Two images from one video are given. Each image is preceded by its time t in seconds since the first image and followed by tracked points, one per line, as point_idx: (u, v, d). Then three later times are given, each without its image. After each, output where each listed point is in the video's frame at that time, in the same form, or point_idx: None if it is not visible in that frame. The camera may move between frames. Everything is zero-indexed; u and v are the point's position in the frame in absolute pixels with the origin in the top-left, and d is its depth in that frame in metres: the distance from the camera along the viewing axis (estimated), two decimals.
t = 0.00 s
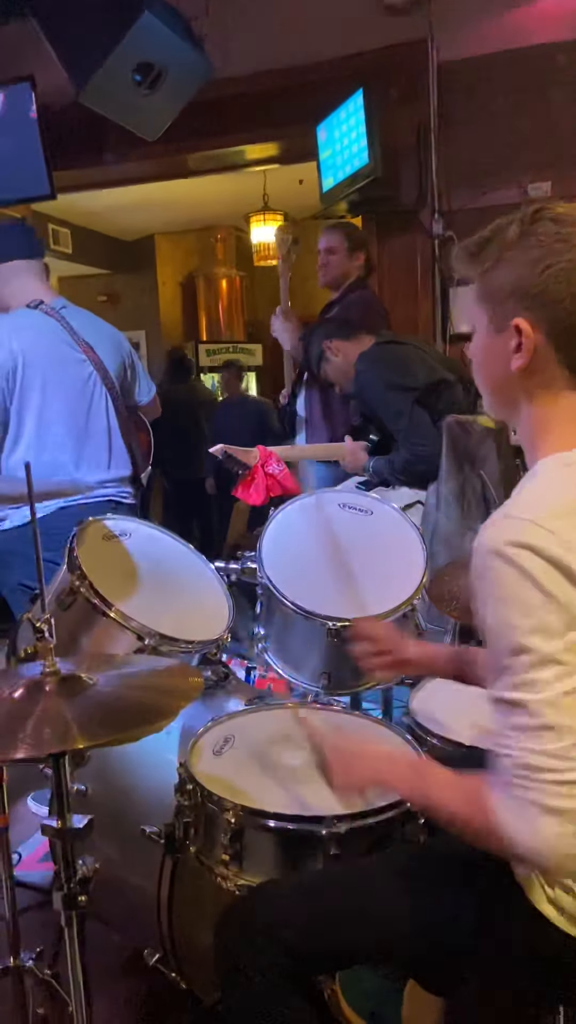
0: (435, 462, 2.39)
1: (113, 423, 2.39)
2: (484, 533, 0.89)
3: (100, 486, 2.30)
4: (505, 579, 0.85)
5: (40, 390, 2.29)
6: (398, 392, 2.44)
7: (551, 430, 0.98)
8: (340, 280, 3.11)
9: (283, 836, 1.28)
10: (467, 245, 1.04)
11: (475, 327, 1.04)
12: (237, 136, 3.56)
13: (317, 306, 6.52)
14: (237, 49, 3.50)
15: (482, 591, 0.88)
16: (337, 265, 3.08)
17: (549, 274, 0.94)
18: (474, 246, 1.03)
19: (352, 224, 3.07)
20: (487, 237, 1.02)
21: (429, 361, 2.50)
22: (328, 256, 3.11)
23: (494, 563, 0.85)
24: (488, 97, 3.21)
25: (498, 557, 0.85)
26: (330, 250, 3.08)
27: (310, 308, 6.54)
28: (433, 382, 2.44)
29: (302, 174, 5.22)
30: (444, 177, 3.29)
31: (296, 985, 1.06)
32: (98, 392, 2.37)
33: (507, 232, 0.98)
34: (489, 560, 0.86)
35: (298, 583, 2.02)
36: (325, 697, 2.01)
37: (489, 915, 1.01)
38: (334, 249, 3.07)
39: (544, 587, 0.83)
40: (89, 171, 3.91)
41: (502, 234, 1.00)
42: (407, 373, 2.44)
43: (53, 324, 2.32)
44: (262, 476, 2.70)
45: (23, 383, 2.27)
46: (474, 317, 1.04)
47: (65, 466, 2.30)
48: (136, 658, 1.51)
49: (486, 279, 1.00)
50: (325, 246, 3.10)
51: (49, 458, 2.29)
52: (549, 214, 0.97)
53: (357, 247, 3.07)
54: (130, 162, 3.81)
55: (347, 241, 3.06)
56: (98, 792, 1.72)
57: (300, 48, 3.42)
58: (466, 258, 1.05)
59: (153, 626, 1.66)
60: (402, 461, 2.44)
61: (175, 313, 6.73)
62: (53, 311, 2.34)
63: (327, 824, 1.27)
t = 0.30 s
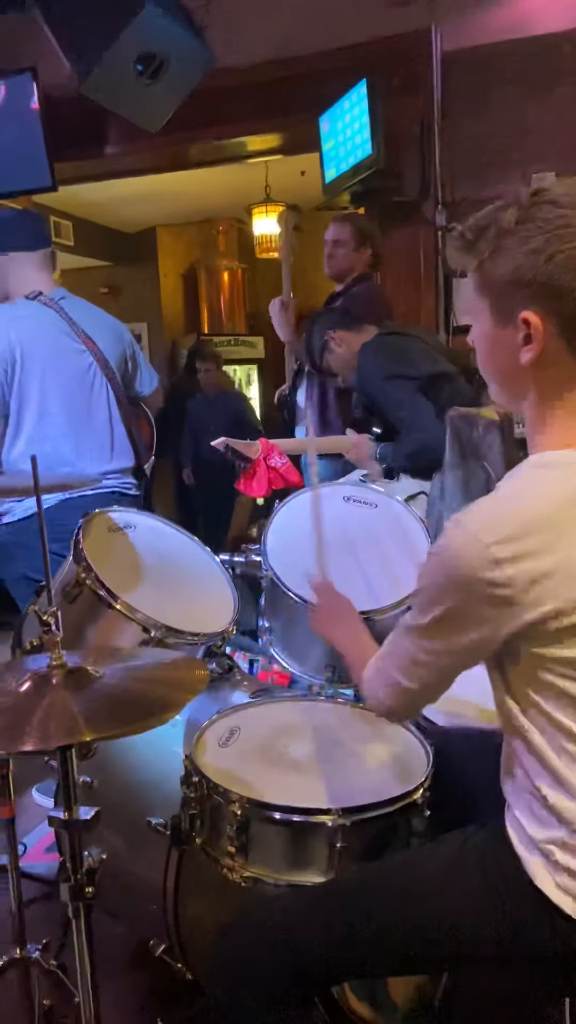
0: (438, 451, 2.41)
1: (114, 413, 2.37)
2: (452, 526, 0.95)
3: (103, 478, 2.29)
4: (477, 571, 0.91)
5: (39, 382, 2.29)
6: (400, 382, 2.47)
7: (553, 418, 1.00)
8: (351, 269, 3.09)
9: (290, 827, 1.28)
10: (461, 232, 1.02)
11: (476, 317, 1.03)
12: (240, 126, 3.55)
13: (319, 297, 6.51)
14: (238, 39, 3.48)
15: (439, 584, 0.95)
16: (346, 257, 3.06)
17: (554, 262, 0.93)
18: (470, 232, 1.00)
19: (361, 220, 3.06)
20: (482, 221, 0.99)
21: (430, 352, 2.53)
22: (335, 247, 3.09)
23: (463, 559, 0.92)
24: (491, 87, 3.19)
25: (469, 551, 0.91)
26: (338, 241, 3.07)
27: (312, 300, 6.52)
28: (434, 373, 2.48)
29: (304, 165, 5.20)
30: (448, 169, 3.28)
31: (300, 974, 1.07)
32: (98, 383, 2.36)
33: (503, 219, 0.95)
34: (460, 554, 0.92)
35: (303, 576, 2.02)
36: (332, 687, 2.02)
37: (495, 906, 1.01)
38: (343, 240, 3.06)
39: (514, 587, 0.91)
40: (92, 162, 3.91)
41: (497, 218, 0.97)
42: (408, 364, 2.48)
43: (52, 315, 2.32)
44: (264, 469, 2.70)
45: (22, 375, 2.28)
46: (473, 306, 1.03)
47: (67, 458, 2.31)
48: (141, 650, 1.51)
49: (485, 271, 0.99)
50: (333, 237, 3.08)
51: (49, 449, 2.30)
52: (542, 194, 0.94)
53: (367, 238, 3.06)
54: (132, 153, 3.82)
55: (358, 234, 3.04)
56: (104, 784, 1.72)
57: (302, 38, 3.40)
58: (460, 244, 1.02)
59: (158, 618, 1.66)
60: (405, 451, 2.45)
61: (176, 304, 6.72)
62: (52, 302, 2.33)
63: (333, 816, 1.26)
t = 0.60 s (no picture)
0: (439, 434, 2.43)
1: (117, 405, 2.39)
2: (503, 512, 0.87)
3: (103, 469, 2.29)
4: (520, 574, 0.84)
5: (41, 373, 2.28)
6: (395, 365, 2.49)
7: (560, 417, 0.98)
8: (344, 264, 3.08)
9: (290, 818, 1.28)
10: (446, 245, 1.04)
11: (472, 325, 1.01)
12: (243, 116, 3.54)
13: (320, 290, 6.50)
14: (240, 29, 3.46)
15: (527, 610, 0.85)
16: (339, 251, 3.06)
17: (546, 250, 0.94)
18: (456, 243, 1.03)
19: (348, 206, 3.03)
20: (468, 231, 1.02)
21: (426, 336, 2.55)
22: (328, 244, 3.08)
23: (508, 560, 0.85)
24: (494, 77, 3.18)
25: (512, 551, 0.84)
26: (330, 237, 3.05)
27: (314, 292, 6.51)
28: (426, 358, 2.51)
29: (306, 157, 5.19)
30: (450, 160, 3.27)
31: (299, 959, 1.07)
32: (99, 375, 2.36)
33: (489, 223, 0.98)
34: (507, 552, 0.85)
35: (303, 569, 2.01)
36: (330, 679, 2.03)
37: (492, 895, 1.02)
38: (335, 235, 3.04)
39: None
40: (94, 152, 3.90)
41: (482, 227, 1.00)
42: (402, 348, 2.50)
43: (54, 306, 2.32)
44: (262, 462, 2.69)
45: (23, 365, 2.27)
46: (465, 315, 1.02)
47: (67, 452, 2.29)
48: (141, 641, 1.52)
49: (472, 277, 0.99)
50: (324, 233, 3.07)
51: (51, 440, 2.27)
52: (524, 198, 0.98)
53: (354, 229, 3.04)
54: (134, 143, 3.80)
55: (347, 225, 3.02)
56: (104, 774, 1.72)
57: (305, 27, 3.38)
58: (446, 258, 1.04)
59: (158, 611, 1.65)
60: (404, 435, 2.46)
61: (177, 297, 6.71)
62: (54, 293, 2.34)
63: (332, 807, 1.27)
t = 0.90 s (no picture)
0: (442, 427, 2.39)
1: (120, 397, 2.39)
2: (530, 505, 0.91)
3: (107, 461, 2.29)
4: (565, 552, 0.85)
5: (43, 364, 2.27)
6: (399, 357, 2.47)
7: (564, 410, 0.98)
8: (345, 258, 3.07)
9: (293, 810, 1.29)
10: (458, 233, 1.04)
11: (480, 313, 1.01)
12: (248, 107, 3.53)
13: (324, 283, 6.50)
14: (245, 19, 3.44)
15: None
16: (338, 243, 3.05)
17: (561, 238, 0.94)
18: (469, 229, 1.02)
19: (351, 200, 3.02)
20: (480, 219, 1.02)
21: (430, 329, 2.54)
22: (328, 236, 3.08)
23: (550, 538, 0.87)
24: (501, 70, 3.17)
25: (553, 529, 0.86)
26: (329, 228, 3.04)
27: (318, 285, 6.50)
28: (430, 350, 2.49)
29: (311, 148, 5.16)
30: (457, 151, 3.26)
31: (302, 952, 1.08)
32: (102, 367, 2.36)
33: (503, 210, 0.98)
34: (545, 532, 0.87)
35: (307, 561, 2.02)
36: (333, 672, 2.04)
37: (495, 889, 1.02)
38: (334, 227, 3.03)
39: None
40: (98, 143, 3.89)
41: (494, 217, 0.99)
42: (407, 339, 2.49)
43: (57, 297, 2.31)
44: (266, 453, 2.68)
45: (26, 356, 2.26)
46: (473, 304, 1.02)
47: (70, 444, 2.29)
48: (144, 633, 1.52)
49: (483, 263, 0.99)
50: (325, 224, 3.06)
51: (54, 433, 2.25)
52: (540, 187, 0.98)
53: (354, 221, 3.02)
54: (138, 133, 3.79)
55: (348, 218, 3.01)
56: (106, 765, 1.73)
57: (310, 17, 3.36)
58: (457, 245, 1.04)
59: (162, 602, 1.66)
60: (407, 428, 2.42)
61: (181, 288, 6.70)
62: (58, 285, 2.33)
63: (336, 799, 1.27)
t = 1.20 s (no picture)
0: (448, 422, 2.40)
1: (124, 389, 2.40)
2: (547, 512, 0.91)
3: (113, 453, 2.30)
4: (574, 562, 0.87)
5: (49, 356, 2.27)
6: (404, 353, 2.47)
7: None
8: (346, 252, 3.07)
9: (296, 802, 1.29)
10: (500, 202, 1.03)
11: (512, 289, 1.01)
12: (255, 99, 3.52)
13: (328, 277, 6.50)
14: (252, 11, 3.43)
15: None
16: (339, 238, 3.04)
17: None
18: (516, 199, 1.01)
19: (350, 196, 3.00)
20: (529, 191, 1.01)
21: (435, 324, 2.53)
22: (327, 231, 3.07)
23: (566, 539, 0.87)
24: (509, 65, 3.19)
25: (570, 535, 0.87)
26: (329, 225, 3.04)
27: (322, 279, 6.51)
28: (436, 344, 2.48)
29: (317, 141, 5.16)
30: (463, 145, 3.27)
31: (306, 945, 1.08)
32: (108, 359, 2.36)
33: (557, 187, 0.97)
34: (560, 540, 0.88)
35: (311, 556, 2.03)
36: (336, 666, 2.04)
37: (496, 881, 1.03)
38: (333, 222, 3.02)
39: None
40: (103, 135, 3.87)
41: (546, 190, 0.99)
42: (410, 335, 2.48)
43: (64, 289, 2.30)
44: (271, 445, 2.67)
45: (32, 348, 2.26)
46: (507, 278, 1.01)
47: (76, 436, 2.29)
48: (149, 625, 1.52)
49: (525, 240, 0.99)
50: (324, 221, 3.05)
51: (62, 425, 2.27)
52: None
53: (354, 216, 3.01)
54: (144, 125, 3.78)
55: (348, 212, 3.00)
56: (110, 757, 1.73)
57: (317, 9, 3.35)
58: (499, 214, 1.03)
59: (167, 595, 1.66)
60: (413, 423, 2.43)
61: (185, 281, 6.69)
62: (63, 277, 2.32)
63: (339, 792, 1.27)
